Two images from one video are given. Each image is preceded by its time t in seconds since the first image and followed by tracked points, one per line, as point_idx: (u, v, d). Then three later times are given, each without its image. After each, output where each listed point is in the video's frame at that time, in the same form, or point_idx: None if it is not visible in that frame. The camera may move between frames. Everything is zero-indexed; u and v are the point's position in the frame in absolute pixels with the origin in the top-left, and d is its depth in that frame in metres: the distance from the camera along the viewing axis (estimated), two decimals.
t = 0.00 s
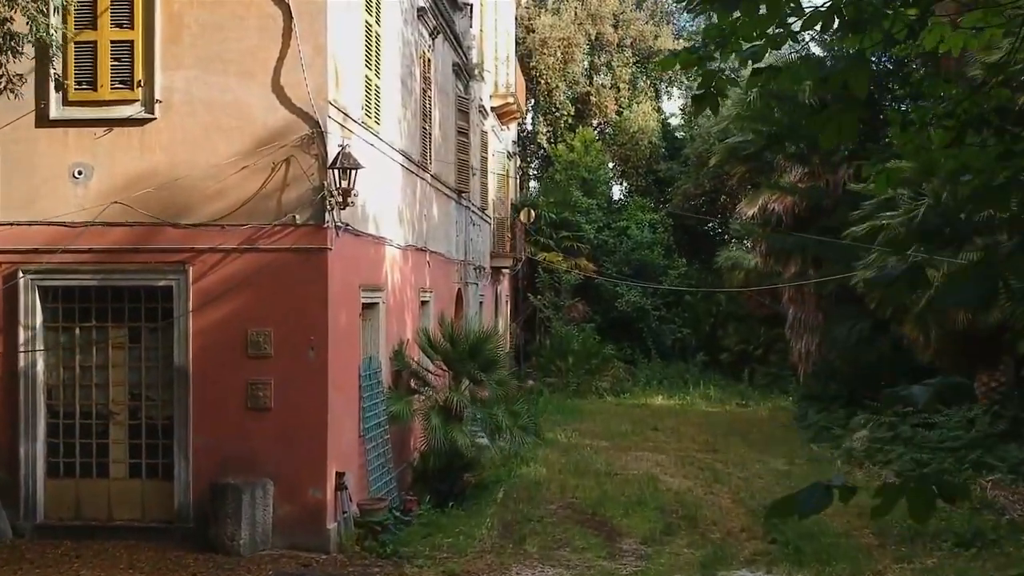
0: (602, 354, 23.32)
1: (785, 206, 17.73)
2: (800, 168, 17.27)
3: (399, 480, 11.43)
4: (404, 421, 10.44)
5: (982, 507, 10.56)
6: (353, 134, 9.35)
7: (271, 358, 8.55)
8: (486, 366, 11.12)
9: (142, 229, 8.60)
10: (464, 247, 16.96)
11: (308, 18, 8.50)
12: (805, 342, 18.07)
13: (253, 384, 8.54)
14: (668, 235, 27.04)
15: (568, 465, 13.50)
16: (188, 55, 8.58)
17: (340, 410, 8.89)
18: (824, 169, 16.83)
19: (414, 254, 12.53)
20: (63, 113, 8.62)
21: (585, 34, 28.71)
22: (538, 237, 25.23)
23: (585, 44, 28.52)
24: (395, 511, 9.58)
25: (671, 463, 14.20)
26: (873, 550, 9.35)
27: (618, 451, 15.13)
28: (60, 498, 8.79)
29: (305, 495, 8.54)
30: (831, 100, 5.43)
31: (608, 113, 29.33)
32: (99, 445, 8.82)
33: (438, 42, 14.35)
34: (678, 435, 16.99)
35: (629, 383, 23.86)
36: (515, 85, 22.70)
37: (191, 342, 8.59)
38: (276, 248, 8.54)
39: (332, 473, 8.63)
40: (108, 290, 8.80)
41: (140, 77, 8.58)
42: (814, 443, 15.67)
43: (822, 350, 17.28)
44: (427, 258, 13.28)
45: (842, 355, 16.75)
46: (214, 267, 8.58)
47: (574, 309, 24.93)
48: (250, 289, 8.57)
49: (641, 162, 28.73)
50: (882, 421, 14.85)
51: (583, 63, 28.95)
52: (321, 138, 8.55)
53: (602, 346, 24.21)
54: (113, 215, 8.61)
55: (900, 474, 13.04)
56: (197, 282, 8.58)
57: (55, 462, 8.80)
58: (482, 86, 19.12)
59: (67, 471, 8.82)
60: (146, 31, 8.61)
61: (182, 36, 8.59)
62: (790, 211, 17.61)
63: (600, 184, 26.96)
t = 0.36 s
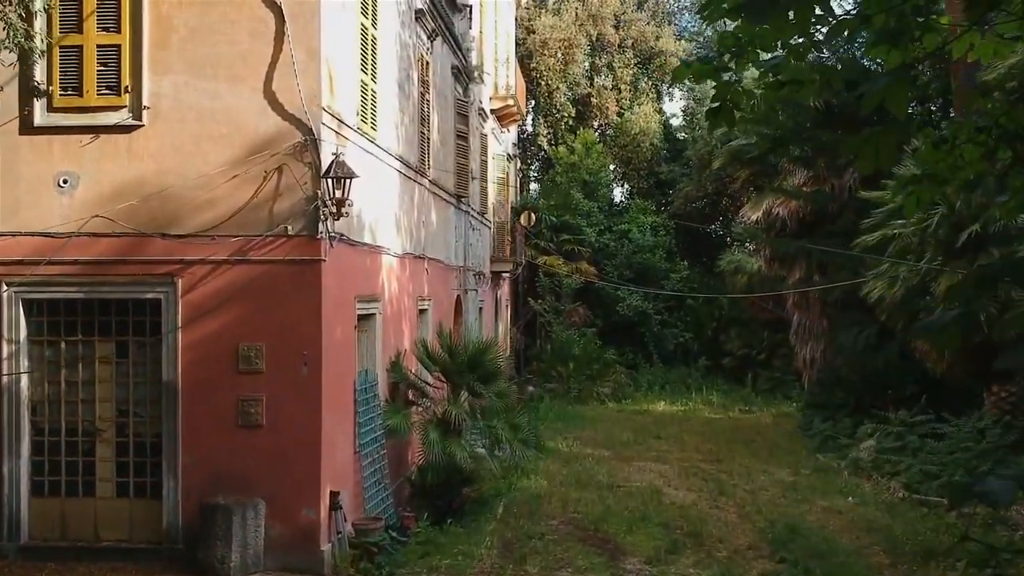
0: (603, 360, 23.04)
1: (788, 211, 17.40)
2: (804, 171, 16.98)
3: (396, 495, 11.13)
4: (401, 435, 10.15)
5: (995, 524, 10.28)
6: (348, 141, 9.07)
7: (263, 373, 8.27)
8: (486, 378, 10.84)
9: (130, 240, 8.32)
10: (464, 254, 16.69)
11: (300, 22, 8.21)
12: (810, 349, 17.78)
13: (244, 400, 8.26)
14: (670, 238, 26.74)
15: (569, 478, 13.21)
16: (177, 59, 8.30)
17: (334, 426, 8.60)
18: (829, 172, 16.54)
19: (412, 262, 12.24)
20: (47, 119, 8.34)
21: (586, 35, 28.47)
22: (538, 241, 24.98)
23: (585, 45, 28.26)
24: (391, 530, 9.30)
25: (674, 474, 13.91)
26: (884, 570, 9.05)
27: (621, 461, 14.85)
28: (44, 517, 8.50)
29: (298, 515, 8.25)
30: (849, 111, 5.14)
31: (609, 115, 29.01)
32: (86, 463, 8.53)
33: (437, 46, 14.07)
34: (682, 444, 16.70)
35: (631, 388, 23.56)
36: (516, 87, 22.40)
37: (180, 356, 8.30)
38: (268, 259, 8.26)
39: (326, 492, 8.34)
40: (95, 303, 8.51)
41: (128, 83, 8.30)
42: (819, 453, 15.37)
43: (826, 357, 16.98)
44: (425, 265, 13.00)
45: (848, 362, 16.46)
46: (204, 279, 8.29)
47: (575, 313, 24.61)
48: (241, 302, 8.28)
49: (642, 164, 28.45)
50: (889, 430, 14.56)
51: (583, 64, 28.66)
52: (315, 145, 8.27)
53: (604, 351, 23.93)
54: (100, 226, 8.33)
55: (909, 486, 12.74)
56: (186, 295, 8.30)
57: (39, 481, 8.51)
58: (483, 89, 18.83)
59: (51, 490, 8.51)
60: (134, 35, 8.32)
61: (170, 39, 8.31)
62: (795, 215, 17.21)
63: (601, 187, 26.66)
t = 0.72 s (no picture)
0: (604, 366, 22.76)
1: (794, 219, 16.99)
2: (809, 175, 16.67)
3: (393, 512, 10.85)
4: (399, 452, 9.86)
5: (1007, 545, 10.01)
6: (344, 151, 8.78)
7: (255, 392, 7.97)
8: (486, 394, 10.55)
9: (118, 254, 8.03)
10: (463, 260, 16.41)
11: (294, 29, 7.93)
12: (816, 357, 17.50)
13: (235, 420, 7.96)
14: (671, 242, 26.43)
15: (571, 491, 12.92)
16: (166, 68, 8.02)
17: (329, 446, 8.31)
18: (834, 178, 16.24)
19: (410, 272, 11.95)
20: (32, 129, 8.06)
21: (587, 36, 28.17)
22: (538, 245, 24.70)
23: (586, 46, 27.96)
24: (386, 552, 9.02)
25: (678, 488, 13.63)
26: None
27: (623, 473, 14.57)
28: (29, 541, 8.22)
29: (290, 539, 7.96)
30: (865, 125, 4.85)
31: (611, 117, 28.66)
32: (72, 484, 8.25)
33: (436, 49, 13.77)
34: (685, 454, 16.42)
35: (632, 395, 23.28)
36: (516, 89, 22.06)
37: (169, 375, 8.00)
38: (260, 274, 7.97)
39: (320, 516, 8.05)
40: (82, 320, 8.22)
41: (115, 92, 8.02)
42: (825, 465, 15.09)
43: (832, 366, 16.69)
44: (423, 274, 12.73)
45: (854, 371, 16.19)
46: (195, 294, 8.00)
47: (575, 317, 24.28)
48: (233, 319, 7.99)
49: (644, 167, 28.14)
50: (896, 442, 14.29)
51: (584, 65, 28.33)
52: (309, 156, 7.98)
53: (605, 357, 23.63)
54: (88, 239, 8.03)
55: (918, 502, 12.46)
56: (175, 311, 8.00)
57: (24, 503, 8.23)
58: (483, 92, 18.51)
59: (37, 512, 8.24)
60: (121, 43, 8.05)
61: (159, 47, 8.03)
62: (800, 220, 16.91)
63: (602, 190, 26.35)
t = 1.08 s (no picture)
0: (606, 373, 22.50)
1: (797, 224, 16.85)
2: (815, 182, 16.40)
3: (391, 532, 10.58)
4: (395, 472, 9.59)
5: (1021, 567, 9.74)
6: (339, 163, 8.52)
7: (245, 416, 7.71)
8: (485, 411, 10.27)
9: (105, 271, 7.75)
10: (463, 269, 16.14)
11: (286, 38, 7.66)
12: (821, 366, 17.23)
13: (225, 444, 7.70)
14: (674, 246, 26.14)
15: (574, 507, 12.65)
16: (154, 79, 7.75)
17: (322, 471, 8.04)
18: (840, 184, 15.98)
19: (409, 284, 11.68)
20: (16, 142, 7.78)
21: (588, 39, 27.97)
22: (538, 250, 24.45)
23: (588, 48, 27.73)
24: None
25: (683, 503, 13.36)
26: None
27: (626, 487, 14.30)
28: (13, 568, 7.98)
29: (281, 567, 7.69)
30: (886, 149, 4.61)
31: (612, 120, 28.32)
32: (56, 509, 7.97)
33: (434, 55, 13.49)
34: (688, 466, 16.14)
35: (635, 403, 22.99)
36: (516, 93, 21.73)
37: (157, 398, 7.73)
38: (252, 292, 7.71)
39: (313, 543, 7.79)
40: (68, 338, 7.93)
41: (101, 103, 7.74)
42: (831, 478, 14.84)
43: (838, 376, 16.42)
44: (422, 285, 12.46)
45: (860, 381, 15.94)
46: (184, 313, 7.73)
47: (576, 323, 24.01)
48: (222, 339, 7.72)
49: (647, 170, 27.85)
50: (904, 455, 14.03)
51: (586, 67, 28.06)
52: (303, 171, 7.72)
53: (607, 363, 23.35)
54: (74, 256, 7.75)
55: (928, 518, 12.20)
56: (164, 330, 7.73)
57: (8, 529, 7.99)
58: (484, 96, 18.23)
59: (21, 539, 8.00)
60: (108, 53, 7.78)
61: (148, 57, 7.76)
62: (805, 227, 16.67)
63: (604, 195, 26.07)
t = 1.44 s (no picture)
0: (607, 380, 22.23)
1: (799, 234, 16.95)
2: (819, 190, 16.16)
3: (389, 552, 10.32)
4: (393, 493, 9.33)
5: None
6: (333, 177, 8.29)
7: (236, 440, 7.46)
8: (485, 429, 10.01)
9: (91, 290, 7.49)
10: (462, 278, 15.84)
11: (279, 50, 7.44)
12: (826, 376, 16.97)
13: (215, 470, 7.44)
14: (676, 251, 25.87)
15: (575, 524, 12.38)
16: (142, 91, 7.51)
17: (316, 496, 7.79)
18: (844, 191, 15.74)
19: (406, 297, 11.43)
20: None
21: (589, 42, 27.84)
22: (539, 255, 24.19)
23: (589, 51, 27.57)
24: None
25: (686, 518, 13.08)
26: None
27: (628, 501, 14.01)
28: None
29: None
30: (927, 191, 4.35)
31: (613, 124, 28.01)
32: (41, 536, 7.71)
33: (433, 62, 13.25)
34: (692, 479, 15.87)
35: (636, 411, 22.72)
36: (516, 98, 21.42)
37: (145, 421, 7.47)
38: (242, 312, 7.45)
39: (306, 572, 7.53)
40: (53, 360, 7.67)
41: (87, 116, 7.49)
42: (837, 491, 14.58)
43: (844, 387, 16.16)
44: (421, 297, 12.21)
45: (865, 392, 15.70)
46: (172, 334, 7.47)
47: (578, 329, 23.74)
48: (212, 361, 7.46)
49: (648, 174, 27.58)
50: (912, 469, 13.79)
51: (587, 71, 27.84)
52: (295, 187, 7.47)
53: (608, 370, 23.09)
54: (59, 275, 7.50)
55: (937, 536, 11.95)
56: (152, 352, 7.47)
57: None
58: (483, 101, 17.97)
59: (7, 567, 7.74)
60: (94, 64, 7.54)
61: (135, 70, 7.52)
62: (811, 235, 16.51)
63: (605, 200, 25.83)
